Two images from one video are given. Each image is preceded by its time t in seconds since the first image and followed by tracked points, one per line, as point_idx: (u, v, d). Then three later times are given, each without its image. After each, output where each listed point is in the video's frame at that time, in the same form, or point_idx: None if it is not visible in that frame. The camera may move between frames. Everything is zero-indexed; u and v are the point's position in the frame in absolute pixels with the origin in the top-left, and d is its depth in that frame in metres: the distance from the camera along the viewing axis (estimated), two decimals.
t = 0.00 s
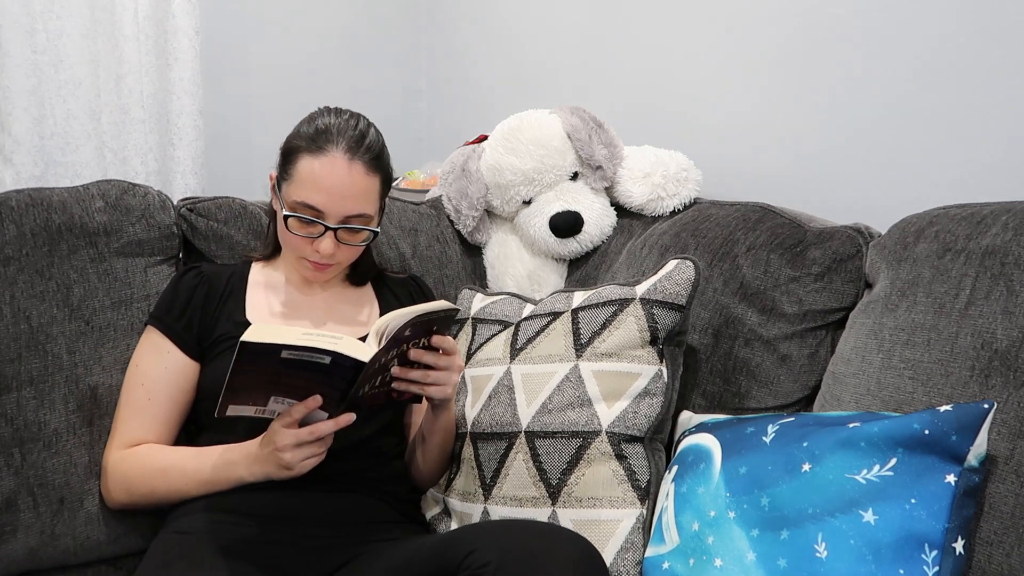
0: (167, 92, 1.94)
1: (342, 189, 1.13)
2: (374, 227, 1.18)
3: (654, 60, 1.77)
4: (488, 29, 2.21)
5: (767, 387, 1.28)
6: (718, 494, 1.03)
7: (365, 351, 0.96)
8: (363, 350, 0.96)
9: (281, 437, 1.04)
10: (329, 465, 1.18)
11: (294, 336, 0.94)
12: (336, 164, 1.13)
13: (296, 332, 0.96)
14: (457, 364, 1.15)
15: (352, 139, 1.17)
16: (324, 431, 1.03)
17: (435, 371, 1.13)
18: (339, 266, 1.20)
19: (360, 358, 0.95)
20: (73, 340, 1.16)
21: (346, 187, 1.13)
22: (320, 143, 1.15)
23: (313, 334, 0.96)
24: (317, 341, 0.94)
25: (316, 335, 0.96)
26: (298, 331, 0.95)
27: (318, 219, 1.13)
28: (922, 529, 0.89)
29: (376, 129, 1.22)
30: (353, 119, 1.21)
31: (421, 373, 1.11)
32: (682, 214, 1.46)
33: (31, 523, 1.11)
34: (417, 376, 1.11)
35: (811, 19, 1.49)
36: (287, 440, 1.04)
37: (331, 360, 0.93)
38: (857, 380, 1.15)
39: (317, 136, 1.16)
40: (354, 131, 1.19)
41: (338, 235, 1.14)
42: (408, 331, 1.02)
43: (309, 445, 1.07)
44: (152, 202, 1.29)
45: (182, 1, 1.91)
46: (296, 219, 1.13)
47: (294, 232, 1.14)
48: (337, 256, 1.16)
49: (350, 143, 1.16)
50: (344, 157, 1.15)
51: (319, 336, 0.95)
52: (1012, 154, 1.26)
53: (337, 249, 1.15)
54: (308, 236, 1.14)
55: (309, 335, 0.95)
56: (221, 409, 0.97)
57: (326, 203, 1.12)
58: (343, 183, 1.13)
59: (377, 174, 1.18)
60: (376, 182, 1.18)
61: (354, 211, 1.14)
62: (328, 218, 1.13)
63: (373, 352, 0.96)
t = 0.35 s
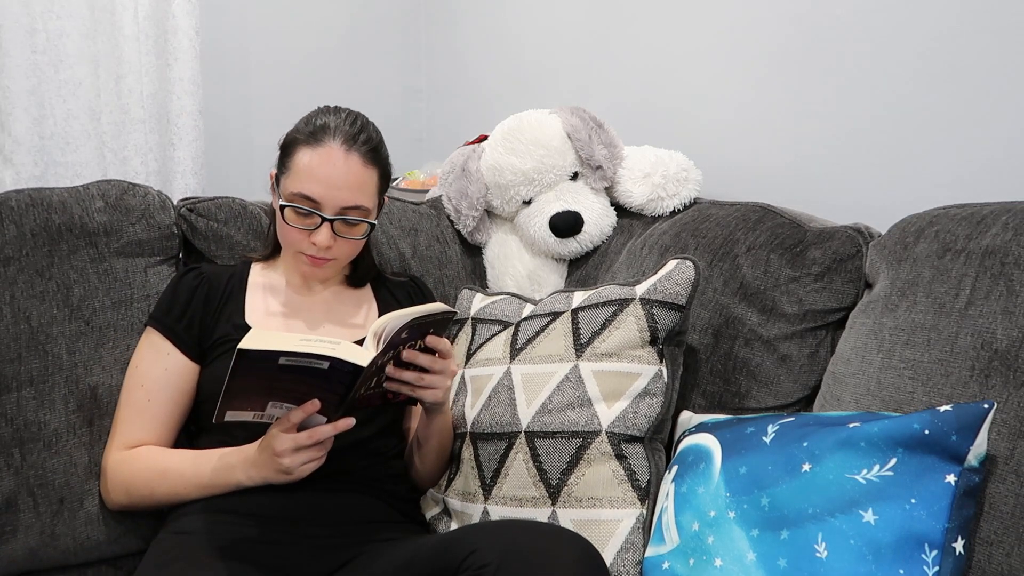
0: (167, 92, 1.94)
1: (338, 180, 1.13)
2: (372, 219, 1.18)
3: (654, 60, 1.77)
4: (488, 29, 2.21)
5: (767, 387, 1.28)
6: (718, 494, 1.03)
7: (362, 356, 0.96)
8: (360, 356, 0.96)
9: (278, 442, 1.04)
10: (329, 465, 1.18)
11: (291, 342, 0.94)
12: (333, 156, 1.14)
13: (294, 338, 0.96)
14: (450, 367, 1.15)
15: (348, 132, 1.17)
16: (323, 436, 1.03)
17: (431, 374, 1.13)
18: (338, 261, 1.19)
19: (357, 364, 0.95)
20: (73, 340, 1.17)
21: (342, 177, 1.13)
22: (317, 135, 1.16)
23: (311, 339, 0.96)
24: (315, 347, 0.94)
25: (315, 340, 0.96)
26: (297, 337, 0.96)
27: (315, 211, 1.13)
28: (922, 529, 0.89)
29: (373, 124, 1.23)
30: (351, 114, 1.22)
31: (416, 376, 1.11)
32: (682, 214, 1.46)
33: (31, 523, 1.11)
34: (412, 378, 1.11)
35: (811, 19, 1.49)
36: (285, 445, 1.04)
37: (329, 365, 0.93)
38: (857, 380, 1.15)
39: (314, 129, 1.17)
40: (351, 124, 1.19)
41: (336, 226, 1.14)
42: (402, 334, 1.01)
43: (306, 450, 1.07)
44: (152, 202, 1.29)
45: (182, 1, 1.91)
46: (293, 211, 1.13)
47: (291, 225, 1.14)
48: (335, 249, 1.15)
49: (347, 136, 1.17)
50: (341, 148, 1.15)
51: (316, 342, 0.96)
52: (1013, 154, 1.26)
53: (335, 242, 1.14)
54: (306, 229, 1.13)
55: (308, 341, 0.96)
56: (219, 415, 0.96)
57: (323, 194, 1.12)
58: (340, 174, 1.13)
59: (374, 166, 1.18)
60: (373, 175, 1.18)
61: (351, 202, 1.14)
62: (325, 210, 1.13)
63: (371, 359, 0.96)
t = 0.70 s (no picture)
0: (167, 92, 1.94)
1: (339, 179, 1.13)
2: (372, 219, 1.18)
3: (654, 60, 1.77)
4: (488, 30, 2.21)
5: (767, 387, 1.28)
6: (718, 494, 1.03)
7: (362, 355, 0.96)
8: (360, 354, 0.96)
9: (277, 444, 1.04)
10: (329, 465, 1.18)
11: (291, 339, 0.94)
12: (333, 155, 1.14)
13: (294, 336, 0.96)
14: (447, 368, 1.15)
15: (349, 133, 1.17)
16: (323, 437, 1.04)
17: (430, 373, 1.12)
18: (339, 261, 1.19)
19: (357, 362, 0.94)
20: (73, 340, 1.16)
21: (343, 177, 1.13)
22: (318, 135, 1.16)
23: (311, 337, 0.96)
24: (315, 345, 0.94)
25: (314, 339, 0.96)
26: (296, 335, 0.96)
27: (316, 210, 1.13)
28: (922, 529, 0.89)
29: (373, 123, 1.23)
30: (352, 114, 1.22)
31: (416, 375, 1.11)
32: (682, 214, 1.46)
33: (31, 523, 1.11)
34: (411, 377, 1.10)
35: (810, 19, 1.49)
36: (284, 446, 1.04)
37: (328, 364, 0.93)
38: (857, 380, 1.15)
39: (315, 129, 1.17)
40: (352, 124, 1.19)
41: (336, 226, 1.14)
42: (400, 334, 1.01)
43: (305, 451, 1.07)
44: (152, 202, 1.29)
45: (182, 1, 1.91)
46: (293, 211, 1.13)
47: (292, 224, 1.14)
48: (336, 248, 1.15)
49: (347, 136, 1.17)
50: (341, 148, 1.15)
51: (316, 340, 0.96)
52: (1012, 154, 1.26)
53: (336, 241, 1.14)
54: (306, 228, 1.13)
55: (307, 338, 0.96)
56: (219, 414, 0.97)
57: (324, 194, 1.12)
58: (340, 173, 1.13)
59: (375, 166, 1.18)
60: (374, 175, 1.18)
61: (352, 202, 1.14)
62: (326, 209, 1.13)
63: (370, 357, 0.96)
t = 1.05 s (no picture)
0: (167, 92, 1.94)
1: (337, 184, 1.13)
2: (371, 223, 1.18)
3: (654, 59, 1.77)
4: (488, 30, 2.21)
5: (767, 387, 1.28)
6: (717, 494, 1.03)
7: (362, 354, 0.96)
8: (360, 353, 0.96)
9: (277, 444, 1.04)
10: (329, 465, 1.18)
11: (292, 339, 0.94)
12: (332, 159, 1.14)
13: (294, 335, 0.96)
14: (447, 367, 1.15)
15: (349, 136, 1.17)
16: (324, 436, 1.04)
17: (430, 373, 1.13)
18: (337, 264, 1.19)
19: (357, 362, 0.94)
20: (73, 340, 1.16)
21: (342, 181, 1.13)
22: (317, 139, 1.16)
23: (311, 336, 0.96)
24: (315, 343, 0.94)
25: (315, 338, 0.96)
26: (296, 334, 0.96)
27: (314, 214, 1.13)
28: (922, 529, 0.89)
29: (373, 127, 1.22)
30: (352, 117, 1.21)
31: (416, 375, 1.11)
32: (682, 214, 1.46)
33: (31, 523, 1.11)
34: (411, 377, 1.10)
35: (810, 19, 1.49)
36: (283, 446, 1.04)
37: (328, 363, 0.93)
38: (857, 380, 1.15)
39: (314, 132, 1.17)
40: (352, 128, 1.19)
41: (335, 230, 1.14)
42: (400, 334, 1.01)
43: (304, 450, 1.07)
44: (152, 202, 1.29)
45: (182, 1, 1.91)
46: (292, 215, 1.13)
47: (290, 228, 1.14)
48: (335, 252, 1.15)
49: (347, 140, 1.17)
50: (340, 152, 1.15)
51: (317, 339, 0.96)
52: (1013, 154, 1.26)
53: (335, 245, 1.14)
54: (305, 232, 1.13)
55: (307, 338, 0.96)
56: (219, 413, 0.97)
57: (322, 198, 1.12)
58: (338, 178, 1.13)
59: (374, 170, 1.18)
60: (373, 179, 1.18)
61: (350, 206, 1.14)
62: (325, 214, 1.13)
63: (370, 357, 0.96)
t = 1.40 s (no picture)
0: (167, 92, 1.93)
1: (338, 187, 1.13)
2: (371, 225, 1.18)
3: (654, 59, 1.77)
4: (488, 30, 2.22)
5: (767, 387, 1.28)
6: (717, 494, 1.03)
7: (363, 352, 0.96)
8: (360, 351, 0.96)
9: (277, 444, 1.04)
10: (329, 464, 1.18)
11: (293, 336, 0.94)
12: (332, 162, 1.14)
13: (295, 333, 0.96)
14: (447, 366, 1.15)
15: (349, 138, 1.17)
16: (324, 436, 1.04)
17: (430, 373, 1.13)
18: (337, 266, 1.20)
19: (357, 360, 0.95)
20: (73, 339, 1.16)
21: (342, 184, 1.13)
22: (317, 142, 1.16)
23: (311, 334, 0.96)
24: (316, 342, 0.94)
25: (315, 336, 0.96)
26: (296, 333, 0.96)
27: (315, 217, 1.13)
28: (922, 529, 0.89)
29: (373, 128, 1.22)
30: (352, 118, 1.21)
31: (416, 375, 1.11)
32: (682, 214, 1.46)
33: (31, 523, 1.11)
34: (411, 376, 1.10)
35: (810, 19, 1.49)
36: (283, 446, 1.04)
37: (328, 362, 0.93)
38: (857, 380, 1.15)
39: (315, 135, 1.16)
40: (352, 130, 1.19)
41: (336, 233, 1.14)
42: (400, 333, 1.02)
43: (304, 450, 1.07)
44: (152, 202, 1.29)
45: (182, 1, 1.91)
46: (292, 218, 1.13)
47: (291, 231, 1.14)
48: (336, 254, 1.16)
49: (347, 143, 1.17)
50: (340, 155, 1.15)
51: (317, 338, 0.96)
52: (1013, 154, 1.26)
53: (335, 247, 1.15)
54: (305, 235, 1.14)
55: (307, 336, 0.96)
56: (219, 412, 0.98)
57: (323, 201, 1.12)
58: (339, 181, 1.13)
59: (374, 173, 1.18)
60: (373, 181, 1.17)
61: (351, 209, 1.14)
62: (325, 217, 1.13)
63: (370, 355, 0.96)
